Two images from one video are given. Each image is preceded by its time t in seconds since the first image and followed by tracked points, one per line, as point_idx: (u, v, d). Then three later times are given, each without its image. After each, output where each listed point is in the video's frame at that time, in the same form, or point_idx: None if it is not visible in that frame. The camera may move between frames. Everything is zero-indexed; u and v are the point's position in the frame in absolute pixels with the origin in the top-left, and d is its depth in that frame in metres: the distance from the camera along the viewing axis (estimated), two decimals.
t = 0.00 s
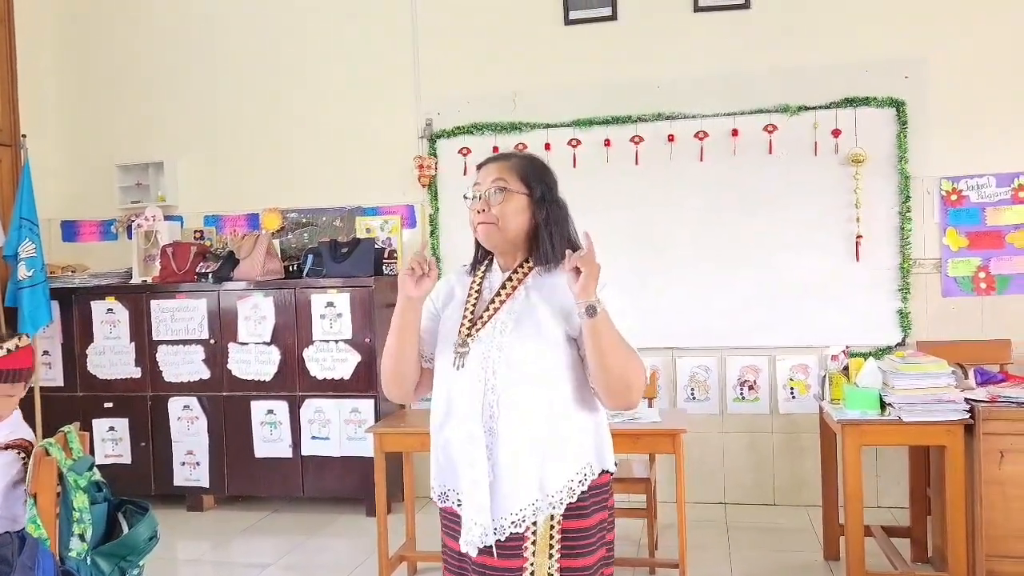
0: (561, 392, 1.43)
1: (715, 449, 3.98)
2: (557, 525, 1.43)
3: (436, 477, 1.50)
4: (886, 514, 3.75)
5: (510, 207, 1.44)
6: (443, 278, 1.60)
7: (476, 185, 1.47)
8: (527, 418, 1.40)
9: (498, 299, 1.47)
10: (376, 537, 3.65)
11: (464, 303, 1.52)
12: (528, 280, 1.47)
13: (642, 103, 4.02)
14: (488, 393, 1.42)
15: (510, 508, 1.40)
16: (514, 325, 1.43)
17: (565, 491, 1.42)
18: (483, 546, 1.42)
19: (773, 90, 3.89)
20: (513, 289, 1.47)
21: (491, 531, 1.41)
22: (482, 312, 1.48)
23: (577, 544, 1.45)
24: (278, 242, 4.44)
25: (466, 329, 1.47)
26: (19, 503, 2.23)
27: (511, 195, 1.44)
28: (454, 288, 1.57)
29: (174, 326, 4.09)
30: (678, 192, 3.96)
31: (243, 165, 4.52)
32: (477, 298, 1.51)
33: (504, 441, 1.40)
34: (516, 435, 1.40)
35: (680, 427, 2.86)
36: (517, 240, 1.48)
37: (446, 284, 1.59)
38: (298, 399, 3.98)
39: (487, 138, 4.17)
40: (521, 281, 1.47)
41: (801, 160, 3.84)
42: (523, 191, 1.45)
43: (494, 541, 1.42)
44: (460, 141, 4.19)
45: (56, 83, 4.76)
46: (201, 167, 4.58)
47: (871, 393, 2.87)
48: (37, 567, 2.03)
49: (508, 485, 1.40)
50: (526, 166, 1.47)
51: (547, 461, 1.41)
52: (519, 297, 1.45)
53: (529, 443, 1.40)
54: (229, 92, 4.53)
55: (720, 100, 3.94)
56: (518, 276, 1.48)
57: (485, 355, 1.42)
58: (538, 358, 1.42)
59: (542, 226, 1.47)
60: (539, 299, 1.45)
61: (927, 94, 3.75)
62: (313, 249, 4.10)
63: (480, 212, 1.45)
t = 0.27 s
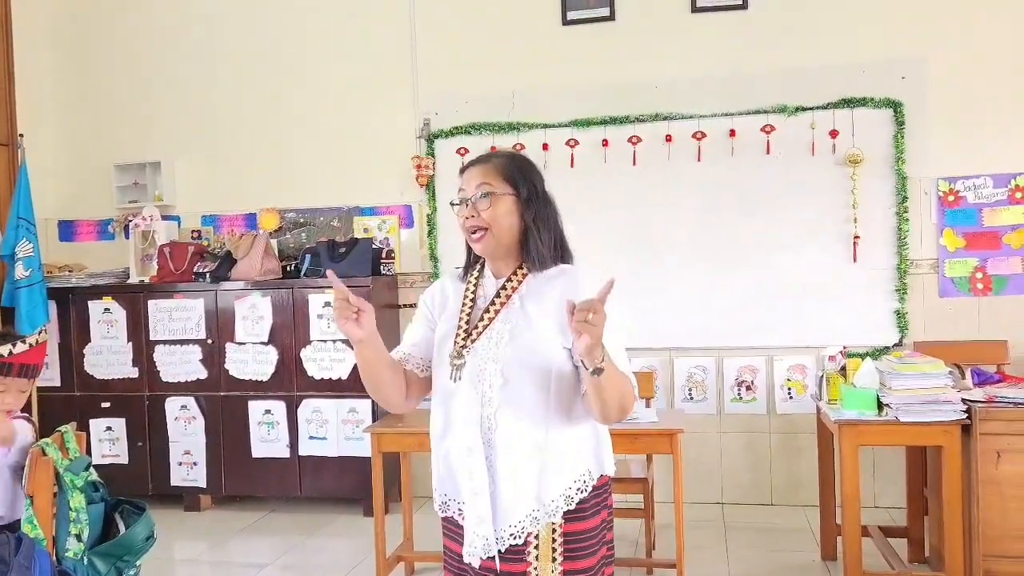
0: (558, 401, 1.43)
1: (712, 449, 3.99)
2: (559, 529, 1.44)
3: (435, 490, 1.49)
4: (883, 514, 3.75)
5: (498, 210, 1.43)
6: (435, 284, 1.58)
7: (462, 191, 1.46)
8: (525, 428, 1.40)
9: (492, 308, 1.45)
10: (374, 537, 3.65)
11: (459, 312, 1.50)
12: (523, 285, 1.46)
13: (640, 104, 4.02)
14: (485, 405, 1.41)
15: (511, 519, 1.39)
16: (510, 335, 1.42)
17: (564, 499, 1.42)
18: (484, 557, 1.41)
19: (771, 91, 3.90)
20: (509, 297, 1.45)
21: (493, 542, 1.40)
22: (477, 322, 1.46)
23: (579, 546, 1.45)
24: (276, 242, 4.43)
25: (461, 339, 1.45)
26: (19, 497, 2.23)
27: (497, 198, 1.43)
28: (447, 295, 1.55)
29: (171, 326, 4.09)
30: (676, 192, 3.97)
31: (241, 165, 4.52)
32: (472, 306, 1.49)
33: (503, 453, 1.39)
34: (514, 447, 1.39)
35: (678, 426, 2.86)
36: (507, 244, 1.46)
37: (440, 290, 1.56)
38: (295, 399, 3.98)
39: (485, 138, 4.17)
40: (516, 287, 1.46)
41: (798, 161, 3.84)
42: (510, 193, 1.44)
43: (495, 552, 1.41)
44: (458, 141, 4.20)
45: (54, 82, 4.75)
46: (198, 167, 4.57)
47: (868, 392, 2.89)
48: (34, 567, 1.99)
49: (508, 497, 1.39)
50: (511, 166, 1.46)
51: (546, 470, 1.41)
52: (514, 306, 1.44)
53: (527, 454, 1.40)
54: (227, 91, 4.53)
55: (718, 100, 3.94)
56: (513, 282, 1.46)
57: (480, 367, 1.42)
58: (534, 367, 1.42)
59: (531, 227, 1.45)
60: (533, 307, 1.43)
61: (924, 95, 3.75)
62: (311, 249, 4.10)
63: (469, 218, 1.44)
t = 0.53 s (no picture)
0: (558, 407, 1.43)
1: (712, 449, 3.99)
2: (563, 533, 1.44)
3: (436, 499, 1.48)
4: (883, 515, 3.75)
5: (489, 212, 1.43)
6: (430, 290, 1.58)
7: (452, 194, 1.45)
8: (526, 436, 1.40)
9: (489, 315, 1.44)
10: (374, 537, 3.65)
11: (454, 320, 1.49)
12: (518, 291, 1.45)
13: (640, 104, 4.02)
14: (485, 415, 1.40)
15: (515, 527, 1.39)
16: (508, 343, 1.41)
17: (567, 504, 1.42)
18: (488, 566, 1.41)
19: (771, 92, 3.90)
20: (504, 304, 1.44)
21: (496, 550, 1.40)
22: (473, 330, 1.45)
23: (583, 548, 1.45)
24: (276, 243, 4.43)
25: (458, 349, 1.44)
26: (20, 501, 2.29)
27: (488, 201, 1.43)
28: (442, 302, 1.55)
29: (171, 326, 4.09)
30: (676, 193, 3.97)
31: (241, 165, 4.52)
32: (468, 313, 1.48)
33: (504, 462, 1.39)
34: (516, 455, 1.39)
35: (678, 427, 2.86)
36: (500, 247, 1.46)
37: (436, 296, 1.56)
38: (295, 399, 3.98)
39: (485, 139, 4.17)
40: (511, 294, 1.45)
41: (799, 161, 3.84)
42: (501, 195, 1.44)
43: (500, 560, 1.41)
44: (458, 141, 4.20)
45: (54, 83, 4.75)
46: (199, 168, 4.57)
47: (868, 393, 2.90)
48: (35, 567, 2.01)
49: (512, 506, 1.39)
50: (501, 169, 1.46)
51: (548, 476, 1.41)
52: (511, 313, 1.43)
53: (529, 461, 1.40)
54: (227, 91, 4.53)
55: (719, 101, 3.94)
56: (508, 288, 1.45)
57: (479, 377, 1.41)
58: (533, 375, 1.41)
59: (523, 229, 1.45)
60: (530, 314, 1.42)
61: (924, 96, 3.75)
62: (311, 249, 4.10)
63: (462, 222, 1.43)
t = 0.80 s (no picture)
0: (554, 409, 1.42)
1: (714, 451, 3.99)
2: (561, 535, 1.44)
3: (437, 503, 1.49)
4: (885, 516, 3.75)
5: (485, 215, 1.42)
6: (426, 293, 1.58)
7: (448, 197, 1.45)
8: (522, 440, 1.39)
9: (485, 319, 1.44)
10: (375, 539, 3.66)
11: (451, 323, 1.49)
12: (513, 295, 1.45)
13: (641, 105, 4.02)
14: (482, 421, 1.40)
15: (513, 531, 1.39)
16: (503, 347, 1.41)
17: (564, 506, 1.41)
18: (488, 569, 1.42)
19: (773, 93, 3.90)
20: (500, 307, 1.44)
21: (495, 553, 1.40)
22: (470, 334, 1.45)
23: (582, 550, 1.45)
24: (277, 244, 4.45)
25: (455, 353, 1.44)
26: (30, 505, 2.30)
27: (484, 204, 1.43)
28: (439, 305, 1.54)
29: (173, 327, 4.09)
30: (677, 194, 3.97)
31: (243, 166, 4.52)
32: (464, 316, 1.48)
33: (502, 466, 1.39)
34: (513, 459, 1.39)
35: (679, 429, 2.87)
36: (495, 249, 1.46)
37: (432, 299, 1.56)
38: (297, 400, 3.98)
39: (486, 140, 4.18)
40: (506, 297, 1.45)
41: (800, 163, 3.84)
42: (496, 198, 1.44)
43: (499, 564, 1.41)
44: (460, 142, 4.20)
45: (56, 85, 4.76)
46: (200, 169, 4.58)
47: (869, 395, 2.88)
48: (37, 568, 2.01)
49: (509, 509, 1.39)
50: (497, 171, 1.45)
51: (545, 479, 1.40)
52: (507, 317, 1.43)
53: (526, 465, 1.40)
54: (229, 93, 4.53)
55: (720, 102, 3.94)
56: (503, 291, 1.46)
57: (476, 381, 1.40)
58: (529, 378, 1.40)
59: (518, 232, 1.45)
60: (526, 318, 1.42)
61: (926, 97, 3.75)
62: (313, 251, 4.10)
63: (457, 223, 1.44)
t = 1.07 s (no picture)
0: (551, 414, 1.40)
1: (715, 453, 3.98)
2: (558, 539, 1.43)
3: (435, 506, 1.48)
4: (886, 518, 3.74)
5: (482, 216, 1.42)
6: (423, 295, 1.57)
7: (445, 197, 1.45)
8: (519, 445, 1.38)
9: (481, 321, 1.44)
10: (376, 540, 3.66)
11: (448, 325, 1.49)
12: (509, 297, 1.45)
13: (643, 107, 4.02)
14: (478, 424, 1.39)
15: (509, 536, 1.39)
16: (500, 350, 1.40)
17: (560, 509, 1.41)
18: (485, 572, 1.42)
19: (774, 95, 3.90)
20: (496, 310, 1.44)
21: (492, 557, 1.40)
22: (467, 336, 1.45)
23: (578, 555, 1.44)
24: (279, 246, 4.44)
25: (452, 357, 1.43)
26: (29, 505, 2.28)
27: (481, 205, 1.42)
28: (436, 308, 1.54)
29: (174, 329, 4.09)
30: (678, 196, 3.97)
31: (244, 168, 4.53)
32: (461, 318, 1.48)
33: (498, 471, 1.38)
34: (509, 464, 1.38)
35: (681, 430, 2.87)
36: (492, 251, 1.46)
37: (428, 302, 1.56)
38: (298, 402, 3.98)
39: (487, 142, 4.18)
40: (502, 299, 1.45)
41: (801, 164, 3.84)
42: (493, 199, 1.43)
43: (496, 569, 1.41)
44: (461, 144, 4.21)
45: (57, 87, 4.77)
46: (202, 171, 4.58)
47: (871, 397, 2.88)
48: (39, 570, 2.02)
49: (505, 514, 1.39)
50: (495, 172, 1.45)
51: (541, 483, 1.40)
52: (503, 320, 1.42)
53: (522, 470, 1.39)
54: (230, 94, 4.54)
55: (721, 104, 3.94)
56: (500, 293, 1.45)
57: (472, 386, 1.39)
58: (525, 383, 1.38)
59: (515, 234, 1.45)
60: (522, 321, 1.41)
61: (927, 99, 3.75)
62: (314, 252, 4.11)
63: (453, 224, 1.43)
